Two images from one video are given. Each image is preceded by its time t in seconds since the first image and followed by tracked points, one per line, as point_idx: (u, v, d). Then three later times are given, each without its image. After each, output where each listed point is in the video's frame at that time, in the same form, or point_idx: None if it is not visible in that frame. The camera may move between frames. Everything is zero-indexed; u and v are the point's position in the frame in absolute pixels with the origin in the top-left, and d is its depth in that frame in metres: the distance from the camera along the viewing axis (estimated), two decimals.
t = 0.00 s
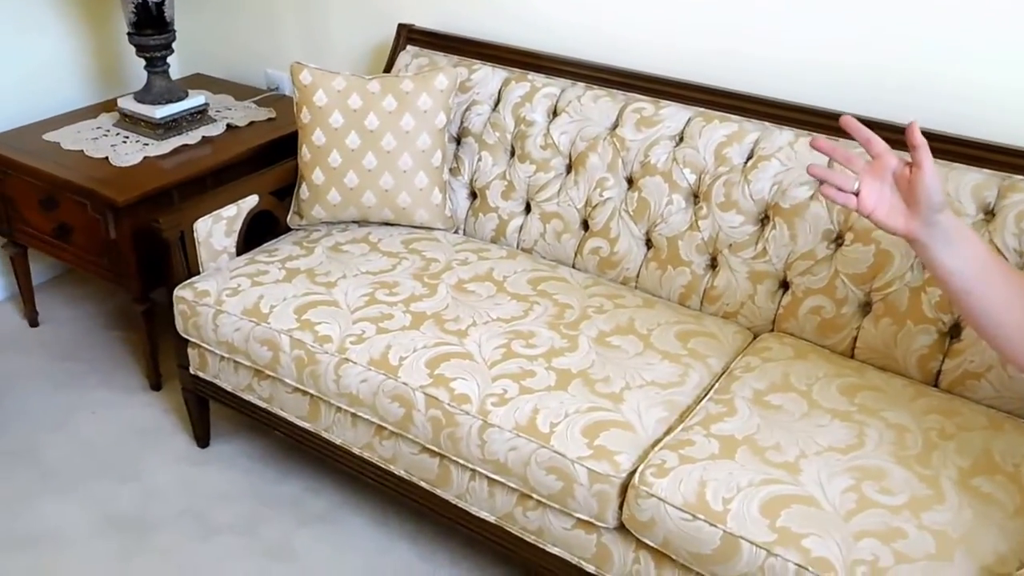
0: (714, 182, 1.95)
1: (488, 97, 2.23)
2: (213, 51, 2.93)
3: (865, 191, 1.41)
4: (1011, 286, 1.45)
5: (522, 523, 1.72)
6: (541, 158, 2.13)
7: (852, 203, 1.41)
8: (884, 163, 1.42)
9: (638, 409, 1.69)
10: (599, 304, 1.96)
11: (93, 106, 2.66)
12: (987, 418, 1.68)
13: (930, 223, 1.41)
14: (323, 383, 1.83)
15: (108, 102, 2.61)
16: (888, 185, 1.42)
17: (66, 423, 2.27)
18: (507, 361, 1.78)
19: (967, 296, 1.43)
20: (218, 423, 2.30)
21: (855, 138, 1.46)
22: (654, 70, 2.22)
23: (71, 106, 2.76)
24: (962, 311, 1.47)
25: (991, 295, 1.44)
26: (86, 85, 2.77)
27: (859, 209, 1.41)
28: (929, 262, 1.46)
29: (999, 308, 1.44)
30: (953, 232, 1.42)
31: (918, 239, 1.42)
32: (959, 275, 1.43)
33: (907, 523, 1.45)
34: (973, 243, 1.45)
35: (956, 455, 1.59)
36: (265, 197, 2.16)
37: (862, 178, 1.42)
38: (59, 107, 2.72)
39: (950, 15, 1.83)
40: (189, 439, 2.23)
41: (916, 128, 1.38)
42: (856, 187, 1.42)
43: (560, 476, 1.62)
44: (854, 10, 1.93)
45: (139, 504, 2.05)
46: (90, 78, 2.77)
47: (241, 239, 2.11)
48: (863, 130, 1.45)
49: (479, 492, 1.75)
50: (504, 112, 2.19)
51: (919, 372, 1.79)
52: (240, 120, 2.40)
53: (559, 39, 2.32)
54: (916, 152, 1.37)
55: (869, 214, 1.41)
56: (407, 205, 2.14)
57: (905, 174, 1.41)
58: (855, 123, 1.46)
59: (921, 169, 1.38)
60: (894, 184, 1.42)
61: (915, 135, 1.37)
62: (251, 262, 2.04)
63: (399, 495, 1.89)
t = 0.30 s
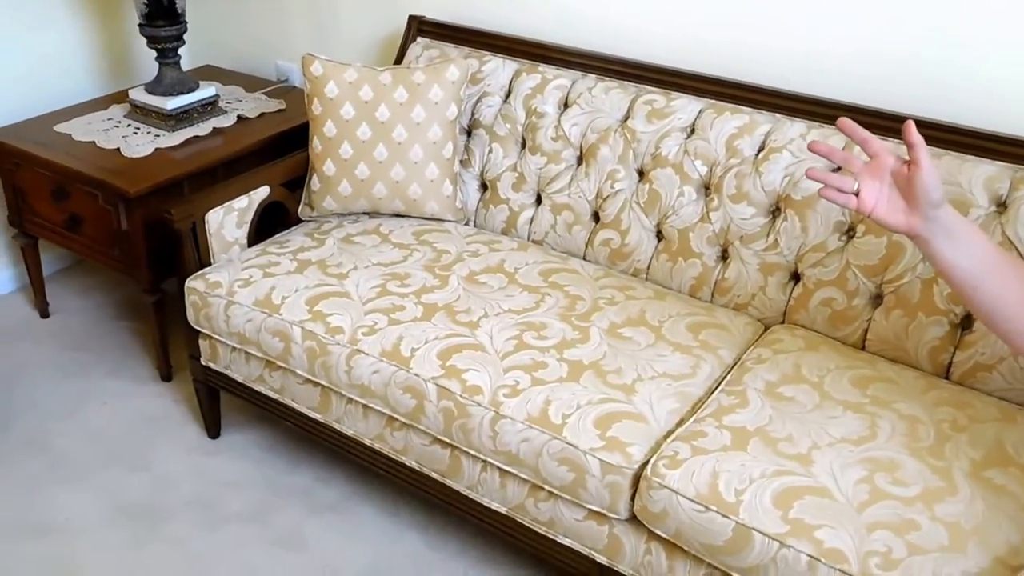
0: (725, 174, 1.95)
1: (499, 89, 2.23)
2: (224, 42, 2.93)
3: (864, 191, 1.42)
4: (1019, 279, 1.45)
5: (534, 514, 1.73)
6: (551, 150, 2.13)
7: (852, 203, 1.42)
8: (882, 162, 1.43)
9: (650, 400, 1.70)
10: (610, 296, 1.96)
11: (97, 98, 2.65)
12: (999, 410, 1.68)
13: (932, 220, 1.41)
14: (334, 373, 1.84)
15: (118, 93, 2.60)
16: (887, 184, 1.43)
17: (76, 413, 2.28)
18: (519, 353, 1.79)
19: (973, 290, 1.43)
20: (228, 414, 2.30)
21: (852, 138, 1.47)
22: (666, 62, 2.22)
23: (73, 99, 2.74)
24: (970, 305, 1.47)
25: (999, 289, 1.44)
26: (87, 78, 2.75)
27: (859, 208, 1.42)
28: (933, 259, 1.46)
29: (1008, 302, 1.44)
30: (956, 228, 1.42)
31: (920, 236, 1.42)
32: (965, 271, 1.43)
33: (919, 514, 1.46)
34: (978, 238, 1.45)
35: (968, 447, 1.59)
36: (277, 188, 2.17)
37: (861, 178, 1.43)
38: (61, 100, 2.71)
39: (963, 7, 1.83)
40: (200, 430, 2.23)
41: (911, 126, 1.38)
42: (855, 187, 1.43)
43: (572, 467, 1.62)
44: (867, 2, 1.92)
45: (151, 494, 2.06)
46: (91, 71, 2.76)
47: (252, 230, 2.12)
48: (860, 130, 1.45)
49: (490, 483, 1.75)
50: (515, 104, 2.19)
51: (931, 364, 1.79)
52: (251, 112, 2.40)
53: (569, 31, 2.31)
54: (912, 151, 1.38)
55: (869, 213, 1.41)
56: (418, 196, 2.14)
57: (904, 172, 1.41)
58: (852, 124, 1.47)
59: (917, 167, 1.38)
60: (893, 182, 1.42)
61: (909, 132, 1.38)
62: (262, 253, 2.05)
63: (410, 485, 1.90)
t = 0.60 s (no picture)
0: (734, 166, 1.95)
1: (507, 81, 2.23)
2: (231, 34, 2.93)
3: (876, 181, 1.42)
4: None
5: (542, 506, 1.73)
6: (559, 142, 2.13)
7: (864, 194, 1.42)
8: (894, 152, 1.42)
9: (659, 393, 1.70)
10: (619, 288, 1.96)
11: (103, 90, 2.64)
12: (1008, 403, 1.68)
13: (943, 211, 1.41)
14: (343, 365, 1.84)
15: (125, 85, 2.60)
16: (900, 174, 1.43)
17: (84, 405, 2.29)
18: (528, 345, 1.79)
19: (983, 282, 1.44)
20: (236, 406, 2.31)
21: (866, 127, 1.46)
22: (676, 54, 2.21)
23: (78, 92, 2.73)
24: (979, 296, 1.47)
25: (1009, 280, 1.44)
26: (92, 71, 2.74)
27: (871, 198, 1.42)
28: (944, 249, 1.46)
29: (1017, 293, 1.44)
30: (967, 220, 1.42)
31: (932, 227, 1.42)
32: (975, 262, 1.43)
33: (929, 507, 1.46)
34: (990, 229, 1.45)
35: (977, 440, 1.59)
36: (284, 180, 2.16)
37: (874, 168, 1.43)
38: (66, 93, 2.70)
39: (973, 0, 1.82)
40: (207, 421, 2.24)
41: (924, 116, 1.38)
42: (867, 177, 1.42)
43: (582, 460, 1.62)
44: None
45: (159, 485, 2.07)
46: (96, 64, 2.75)
47: (260, 222, 2.11)
48: (873, 120, 1.45)
49: (498, 475, 1.76)
50: (523, 96, 2.19)
51: (939, 357, 1.78)
52: (259, 104, 2.40)
53: (577, 23, 2.31)
54: (926, 141, 1.37)
55: (881, 203, 1.41)
56: (426, 188, 2.14)
57: (917, 162, 1.41)
58: (866, 113, 1.46)
59: (931, 158, 1.38)
60: (905, 173, 1.42)
61: (923, 122, 1.37)
62: (270, 245, 2.05)
63: (418, 477, 1.90)
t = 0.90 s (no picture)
0: (741, 159, 1.94)
1: (513, 73, 2.21)
2: (235, 25, 2.92)
3: (900, 164, 1.41)
4: None
5: (549, 498, 1.74)
6: (566, 135, 2.12)
7: (886, 176, 1.41)
8: (921, 137, 1.42)
9: (666, 385, 1.70)
10: (625, 281, 1.96)
11: (108, 82, 2.64)
12: (1015, 396, 1.68)
13: (964, 200, 1.41)
14: (350, 357, 1.84)
15: (130, 77, 2.60)
16: (924, 159, 1.42)
17: (89, 396, 2.29)
18: (535, 337, 1.79)
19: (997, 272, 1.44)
20: (241, 397, 2.31)
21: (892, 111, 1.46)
22: (684, 46, 2.20)
23: (82, 84, 2.73)
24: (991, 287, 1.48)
25: None
26: (96, 63, 2.74)
27: (894, 182, 1.41)
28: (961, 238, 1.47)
29: None
30: (987, 210, 1.42)
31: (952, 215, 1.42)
32: (991, 252, 1.44)
33: (937, 500, 1.47)
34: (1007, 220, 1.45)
35: (984, 432, 1.59)
36: (290, 172, 2.16)
37: (898, 151, 1.43)
38: (70, 85, 2.70)
39: None
40: (213, 413, 2.24)
41: (955, 102, 1.37)
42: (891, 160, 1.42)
43: (589, 452, 1.63)
44: None
45: (166, 475, 2.07)
46: (101, 56, 2.75)
47: (266, 214, 2.11)
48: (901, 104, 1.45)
49: (505, 467, 1.76)
50: (529, 89, 2.17)
51: (946, 350, 1.78)
52: (264, 96, 2.40)
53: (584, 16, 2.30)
54: (955, 127, 1.37)
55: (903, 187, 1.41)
56: (431, 180, 2.13)
57: (943, 149, 1.41)
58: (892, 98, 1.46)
59: (959, 144, 1.38)
60: (929, 158, 1.42)
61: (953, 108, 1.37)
62: (276, 237, 2.05)
63: (425, 469, 1.90)
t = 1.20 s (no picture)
0: (747, 152, 1.92)
1: (519, 65, 2.19)
2: (240, 16, 2.91)
3: (895, 163, 1.46)
4: None
5: (555, 490, 1.75)
6: (572, 127, 2.10)
7: (883, 174, 1.46)
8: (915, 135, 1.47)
9: (674, 377, 1.71)
10: (632, 273, 1.95)
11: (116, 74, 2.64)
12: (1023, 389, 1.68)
13: (963, 195, 1.45)
14: (357, 349, 1.84)
15: (136, 68, 2.60)
16: (920, 156, 1.47)
17: (95, 388, 2.29)
18: (541, 329, 1.79)
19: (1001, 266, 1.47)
20: (247, 388, 2.31)
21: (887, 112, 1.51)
22: (691, 39, 2.19)
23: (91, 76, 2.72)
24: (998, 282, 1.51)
25: None
26: (103, 55, 2.74)
27: (891, 180, 1.46)
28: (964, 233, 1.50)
29: None
30: (987, 204, 1.45)
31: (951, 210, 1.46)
32: (994, 246, 1.47)
33: (945, 492, 1.47)
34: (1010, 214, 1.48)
35: (992, 424, 1.60)
36: (296, 164, 2.15)
37: (894, 150, 1.48)
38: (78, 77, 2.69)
39: None
40: (219, 404, 2.24)
41: (946, 99, 1.41)
42: (887, 159, 1.47)
43: (596, 443, 1.63)
44: None
45: (173, 465, 2.08)
46: (108, 47, 2.74)
47: (272, 206, 2.11)
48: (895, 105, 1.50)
49: (512, 459, 1.76)
50: (536, 81, 2.15)
51: (953, 343, 1.78)
52: (270, 88, 2.40)
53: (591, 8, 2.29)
54: (947, 124, 1.40)
55: (900, 184, 1.46)
56: (437, 173, 2.11)
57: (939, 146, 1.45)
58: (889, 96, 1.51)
59: (952, 140, 1.41)
60: (925, 155, 1.47)
61: (944, 105, 1.41)
62: (283, 228, 2.05)
63: (432, 460, 1.91)
